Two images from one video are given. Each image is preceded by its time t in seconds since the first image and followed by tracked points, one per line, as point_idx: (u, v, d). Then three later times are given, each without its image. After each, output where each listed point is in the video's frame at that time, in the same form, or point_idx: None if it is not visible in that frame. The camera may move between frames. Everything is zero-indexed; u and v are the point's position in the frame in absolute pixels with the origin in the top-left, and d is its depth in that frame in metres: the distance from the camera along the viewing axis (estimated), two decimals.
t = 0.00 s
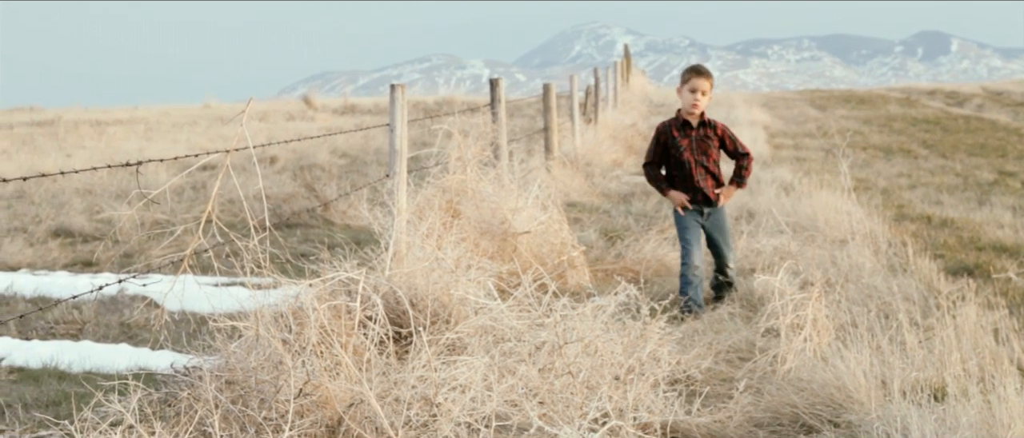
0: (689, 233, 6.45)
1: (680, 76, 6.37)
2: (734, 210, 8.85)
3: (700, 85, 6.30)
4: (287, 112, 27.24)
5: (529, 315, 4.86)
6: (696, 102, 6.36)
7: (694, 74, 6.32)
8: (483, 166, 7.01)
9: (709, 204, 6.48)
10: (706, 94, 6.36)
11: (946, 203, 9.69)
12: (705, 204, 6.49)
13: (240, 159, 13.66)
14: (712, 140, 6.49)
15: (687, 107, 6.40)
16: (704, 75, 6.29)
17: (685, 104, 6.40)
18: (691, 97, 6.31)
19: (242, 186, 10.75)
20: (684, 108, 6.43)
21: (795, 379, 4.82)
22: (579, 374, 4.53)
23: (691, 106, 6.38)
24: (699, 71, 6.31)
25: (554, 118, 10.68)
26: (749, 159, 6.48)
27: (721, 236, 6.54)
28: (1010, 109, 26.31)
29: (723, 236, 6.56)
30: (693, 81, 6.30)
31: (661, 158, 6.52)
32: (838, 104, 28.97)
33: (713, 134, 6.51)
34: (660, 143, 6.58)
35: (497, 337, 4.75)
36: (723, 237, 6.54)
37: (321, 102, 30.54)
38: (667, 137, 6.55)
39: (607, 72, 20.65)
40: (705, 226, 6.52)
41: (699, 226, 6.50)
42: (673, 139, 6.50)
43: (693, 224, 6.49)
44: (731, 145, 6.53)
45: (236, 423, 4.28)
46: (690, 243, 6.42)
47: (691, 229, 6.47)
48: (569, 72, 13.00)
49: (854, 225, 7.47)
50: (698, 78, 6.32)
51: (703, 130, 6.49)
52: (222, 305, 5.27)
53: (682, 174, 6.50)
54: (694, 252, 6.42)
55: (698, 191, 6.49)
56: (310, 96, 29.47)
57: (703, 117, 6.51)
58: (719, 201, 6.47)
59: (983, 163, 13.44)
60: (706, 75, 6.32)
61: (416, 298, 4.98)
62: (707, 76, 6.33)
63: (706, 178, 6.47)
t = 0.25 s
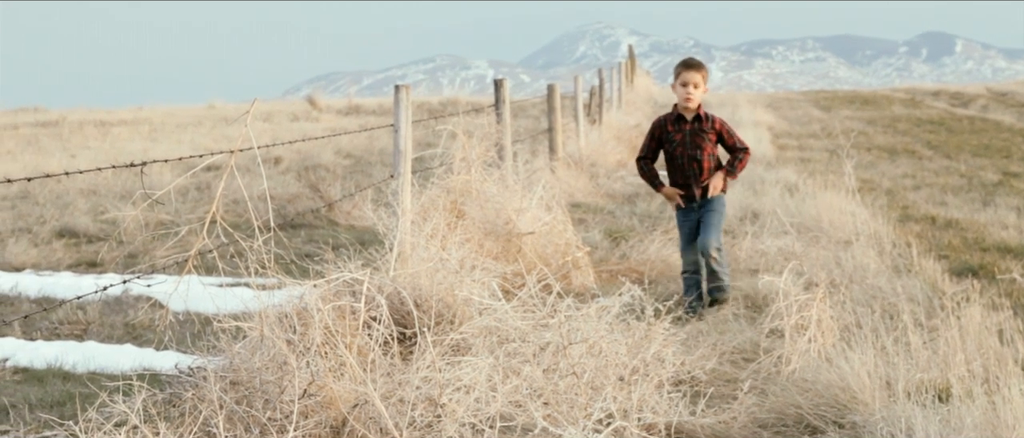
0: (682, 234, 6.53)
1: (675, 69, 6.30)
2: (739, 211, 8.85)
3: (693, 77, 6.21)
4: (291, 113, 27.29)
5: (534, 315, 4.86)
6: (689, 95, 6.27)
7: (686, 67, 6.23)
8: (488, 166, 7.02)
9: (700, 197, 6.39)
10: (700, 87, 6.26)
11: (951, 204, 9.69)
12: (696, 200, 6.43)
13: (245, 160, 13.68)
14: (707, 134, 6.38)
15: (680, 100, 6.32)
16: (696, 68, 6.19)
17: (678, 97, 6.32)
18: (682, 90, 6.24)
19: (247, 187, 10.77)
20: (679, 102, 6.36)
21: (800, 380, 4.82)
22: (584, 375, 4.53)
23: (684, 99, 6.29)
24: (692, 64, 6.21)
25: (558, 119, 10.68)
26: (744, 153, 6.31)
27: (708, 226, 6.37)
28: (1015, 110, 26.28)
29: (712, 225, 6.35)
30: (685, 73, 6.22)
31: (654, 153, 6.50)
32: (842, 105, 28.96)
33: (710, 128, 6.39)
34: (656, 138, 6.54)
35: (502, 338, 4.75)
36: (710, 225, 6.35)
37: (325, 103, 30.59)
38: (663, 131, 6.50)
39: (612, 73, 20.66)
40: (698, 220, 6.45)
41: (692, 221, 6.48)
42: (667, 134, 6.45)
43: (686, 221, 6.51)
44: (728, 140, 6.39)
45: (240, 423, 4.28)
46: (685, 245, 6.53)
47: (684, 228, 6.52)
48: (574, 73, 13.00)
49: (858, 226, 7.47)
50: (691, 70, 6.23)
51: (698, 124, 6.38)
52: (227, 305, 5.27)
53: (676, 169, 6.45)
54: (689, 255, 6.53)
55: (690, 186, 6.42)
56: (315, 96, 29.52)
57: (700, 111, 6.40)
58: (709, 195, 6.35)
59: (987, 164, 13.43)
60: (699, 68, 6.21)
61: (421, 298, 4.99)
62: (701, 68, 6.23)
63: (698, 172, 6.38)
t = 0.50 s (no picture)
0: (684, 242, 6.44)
1: (681, 74, 6.11)
2: (746, 212, 8.85)
3: (697, 83, 6.02)
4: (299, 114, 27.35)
5: (541, 316, 4.86)
6: (692, 102, 6.08)
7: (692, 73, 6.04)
8: (495, 167, 7.02)
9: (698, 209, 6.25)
10: (704, 94, 6.07)
11: (958, 205, 9.68)
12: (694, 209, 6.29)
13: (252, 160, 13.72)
14: (710, 142, 6.18)
15: (685, 106, 6.13)
16: (701, 75, 6.00)
17: (682, 103, 6.15)
18: (685, 96, 6.06)
19: (254, 187, 10.78)
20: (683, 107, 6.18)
21: (807, 381, 4.82)
22: (591, 375, 4.54)
23: (688, 106, 6.12)
24: (698, 69, 6.02)
25: (566, 119, 10.69)
26: (746, 165, 6.09)
27: (705, 239, 6.24)
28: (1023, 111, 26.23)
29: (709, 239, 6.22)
30: (691, 78, 6.04)
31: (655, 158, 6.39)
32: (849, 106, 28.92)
33: (713, 136, 6.19)
34: (660, 142, 6.40)
35: (509, 338, 4.75)
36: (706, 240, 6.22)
37: (333, 103, 30.67)
38: (667, 136, 6.36)
39: (619, 73, 20.67)
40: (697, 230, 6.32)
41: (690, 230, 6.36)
42: (669, 140, 6.30)
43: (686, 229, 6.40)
44: (730, 150, 6.18)
45: (248, 424, 4.28)
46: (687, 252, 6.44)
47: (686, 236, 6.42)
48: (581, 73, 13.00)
49: (866, 226, 7.46)
50: (697, 76, 6.04)
51: (700, 131, 6.19)
52: (234, 305, 5.27)
53: (676, 176, 6.31)
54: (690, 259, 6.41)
55: (688, 194, 6.28)
56: (322, 96, 29.59)
57: (705, 117, 6.20)
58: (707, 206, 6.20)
59: (995, 165, 13.41)
60: (705, 74, 6.01)
61: (428, 298, 5.00)
62: (707, 75, 6.03)
63: (697, 181, 6.23)
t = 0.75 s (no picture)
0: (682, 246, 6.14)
1: (693, 79, 5.95)
2: (756, 212, 8.86)
3: (710, 89, 5.86)
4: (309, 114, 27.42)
5: (551, 317, 4.86)
6: (704, 108, 5.92)
7: (705, 77, 5.90)
8: (505, 168, 7.04)
9: (703, 215, 6.01)
10: (717, 100, 5.91)
11: (969, 206, 9.67)
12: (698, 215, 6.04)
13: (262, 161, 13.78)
14: (720, 148, 6.01)
15: (695, 111, 5.96)
16: (715, 80, 5.85)
17: (692, 107, 5.98)
18: (697, 99, 5.90)
19: (264, 187, 10.80)
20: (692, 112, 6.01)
21: (817, 382, 4.82)
22: (601, 376, 4.54)
23: (700, 111, 5.95)
24: (712, 75, 5.87)
25: (576, 120, 10.72)
26: (756, 173, 5.93)
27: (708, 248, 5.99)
28: None
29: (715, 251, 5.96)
30: (702, 83, 5.88)
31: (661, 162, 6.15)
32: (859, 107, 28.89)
33: (723, 142, 6.03)
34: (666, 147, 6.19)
35: (520, 339, 4.75)
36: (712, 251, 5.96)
37: (342, 104, 30.76)
38: (674, 140, 6.15)
39: (628, 74, 20.71)
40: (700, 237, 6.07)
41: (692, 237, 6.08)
42: (677, 144, 6.10)
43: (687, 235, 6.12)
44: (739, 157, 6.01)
45: (258, 424, 4.28)
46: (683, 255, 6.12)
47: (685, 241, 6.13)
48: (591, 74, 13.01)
49: (876, 227, 7.46)
50: (710, 82, 5.88)
51: (710, 137, 6.02)
52: (244, 306, 5.28)
53: (682, 181, 6.09)
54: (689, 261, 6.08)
55: (693, 200, 6.05)
56: (332, 97, 29.68)
57: (716, 124, 6.04)
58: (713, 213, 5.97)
59: (1006, 166, 13.38)
60: (719, 81, 5.87)
61: (439, 299, 5.01)
62: (721, 81, 5.88)
63: (704, 187, 6.00)
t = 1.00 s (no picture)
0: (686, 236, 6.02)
1: (691, 71, 5.93)
2: (766, 213, 8.87)
3: (708, 79, 5.84)
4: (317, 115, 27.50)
5: (560, 317, 4.86)
6: (705, 99, 5.89)
7: (706, 68, 5.86)
8: (514, 168, 7.05)
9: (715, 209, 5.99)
10: (717, 90, 5.88)
11: (978, 206, 9.67)
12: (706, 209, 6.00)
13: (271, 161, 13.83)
14: (727, 139, 5.97)
15: (699, 103, 5.92)
16: (713, 70, 5.83)
17: (696, 98, 5.92)
18: (701, 91, 5.86)
19: (273, 188, 10.84)
20: (697, 103, 5.95)
21: (827, 383, 4.81)
22: (610, 376, 4.53)
23: (701, 102, 5.91)
24: (707, 66, 5.85)
25: (584, 121, 10.74)
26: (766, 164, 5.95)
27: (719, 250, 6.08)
28: None
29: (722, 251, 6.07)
30: (700, 77, 5.85)
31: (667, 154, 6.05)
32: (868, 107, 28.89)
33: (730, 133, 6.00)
34: (670, 138, 6.11)
35: (529, 340, 4.75)
36: (721, 251, 6.07)
37: (351, 105, 30.86)
38: (679, 132, 6.07)
39: (636, 74, 20.75)
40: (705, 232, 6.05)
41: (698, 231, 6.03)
42: (684, 135, 6.02)
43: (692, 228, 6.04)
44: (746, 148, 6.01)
45: (267, 424, 4.28)
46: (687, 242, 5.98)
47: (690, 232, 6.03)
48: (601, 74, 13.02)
49: (886, 228, 7.46)
50: (708, 72, 5.86)
51: (718, 128, 5.98)
52: (254, 306, 5.28)
53: (690, 173, 6.02)
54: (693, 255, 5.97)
55: (702, 193, 6.00)
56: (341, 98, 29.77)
57: (721, 114, 6.00)
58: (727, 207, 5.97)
59: (1016, 167, 13.37)
60: (716, 70, 5.84)
61: (448, 300, 5.01)
62: (718, 70, 5.85)
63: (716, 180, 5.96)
